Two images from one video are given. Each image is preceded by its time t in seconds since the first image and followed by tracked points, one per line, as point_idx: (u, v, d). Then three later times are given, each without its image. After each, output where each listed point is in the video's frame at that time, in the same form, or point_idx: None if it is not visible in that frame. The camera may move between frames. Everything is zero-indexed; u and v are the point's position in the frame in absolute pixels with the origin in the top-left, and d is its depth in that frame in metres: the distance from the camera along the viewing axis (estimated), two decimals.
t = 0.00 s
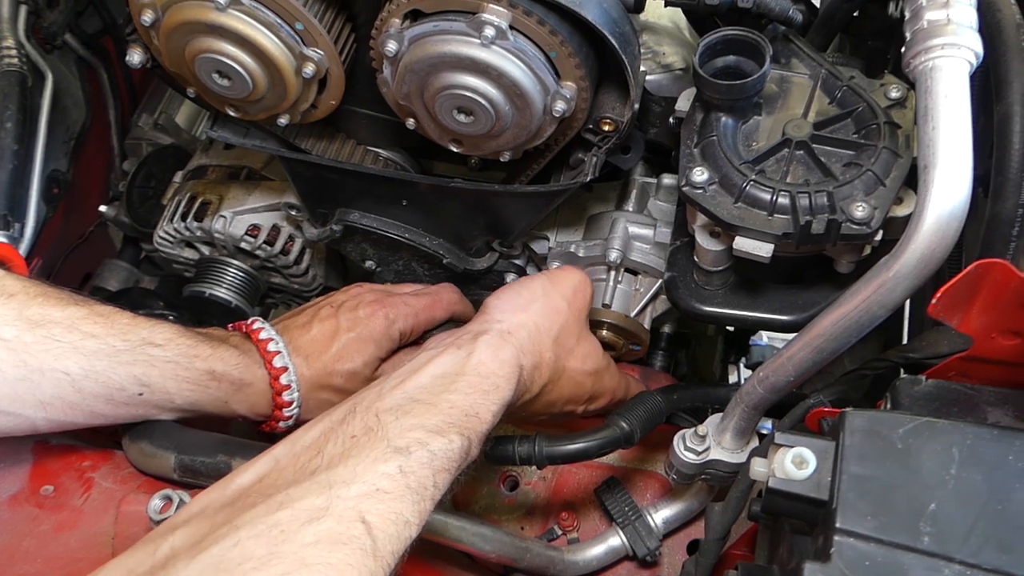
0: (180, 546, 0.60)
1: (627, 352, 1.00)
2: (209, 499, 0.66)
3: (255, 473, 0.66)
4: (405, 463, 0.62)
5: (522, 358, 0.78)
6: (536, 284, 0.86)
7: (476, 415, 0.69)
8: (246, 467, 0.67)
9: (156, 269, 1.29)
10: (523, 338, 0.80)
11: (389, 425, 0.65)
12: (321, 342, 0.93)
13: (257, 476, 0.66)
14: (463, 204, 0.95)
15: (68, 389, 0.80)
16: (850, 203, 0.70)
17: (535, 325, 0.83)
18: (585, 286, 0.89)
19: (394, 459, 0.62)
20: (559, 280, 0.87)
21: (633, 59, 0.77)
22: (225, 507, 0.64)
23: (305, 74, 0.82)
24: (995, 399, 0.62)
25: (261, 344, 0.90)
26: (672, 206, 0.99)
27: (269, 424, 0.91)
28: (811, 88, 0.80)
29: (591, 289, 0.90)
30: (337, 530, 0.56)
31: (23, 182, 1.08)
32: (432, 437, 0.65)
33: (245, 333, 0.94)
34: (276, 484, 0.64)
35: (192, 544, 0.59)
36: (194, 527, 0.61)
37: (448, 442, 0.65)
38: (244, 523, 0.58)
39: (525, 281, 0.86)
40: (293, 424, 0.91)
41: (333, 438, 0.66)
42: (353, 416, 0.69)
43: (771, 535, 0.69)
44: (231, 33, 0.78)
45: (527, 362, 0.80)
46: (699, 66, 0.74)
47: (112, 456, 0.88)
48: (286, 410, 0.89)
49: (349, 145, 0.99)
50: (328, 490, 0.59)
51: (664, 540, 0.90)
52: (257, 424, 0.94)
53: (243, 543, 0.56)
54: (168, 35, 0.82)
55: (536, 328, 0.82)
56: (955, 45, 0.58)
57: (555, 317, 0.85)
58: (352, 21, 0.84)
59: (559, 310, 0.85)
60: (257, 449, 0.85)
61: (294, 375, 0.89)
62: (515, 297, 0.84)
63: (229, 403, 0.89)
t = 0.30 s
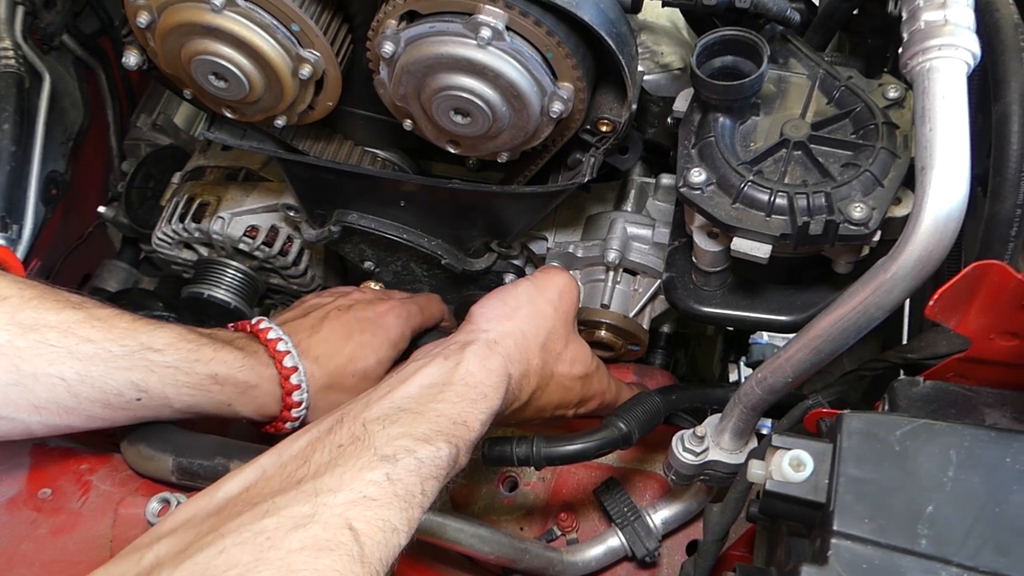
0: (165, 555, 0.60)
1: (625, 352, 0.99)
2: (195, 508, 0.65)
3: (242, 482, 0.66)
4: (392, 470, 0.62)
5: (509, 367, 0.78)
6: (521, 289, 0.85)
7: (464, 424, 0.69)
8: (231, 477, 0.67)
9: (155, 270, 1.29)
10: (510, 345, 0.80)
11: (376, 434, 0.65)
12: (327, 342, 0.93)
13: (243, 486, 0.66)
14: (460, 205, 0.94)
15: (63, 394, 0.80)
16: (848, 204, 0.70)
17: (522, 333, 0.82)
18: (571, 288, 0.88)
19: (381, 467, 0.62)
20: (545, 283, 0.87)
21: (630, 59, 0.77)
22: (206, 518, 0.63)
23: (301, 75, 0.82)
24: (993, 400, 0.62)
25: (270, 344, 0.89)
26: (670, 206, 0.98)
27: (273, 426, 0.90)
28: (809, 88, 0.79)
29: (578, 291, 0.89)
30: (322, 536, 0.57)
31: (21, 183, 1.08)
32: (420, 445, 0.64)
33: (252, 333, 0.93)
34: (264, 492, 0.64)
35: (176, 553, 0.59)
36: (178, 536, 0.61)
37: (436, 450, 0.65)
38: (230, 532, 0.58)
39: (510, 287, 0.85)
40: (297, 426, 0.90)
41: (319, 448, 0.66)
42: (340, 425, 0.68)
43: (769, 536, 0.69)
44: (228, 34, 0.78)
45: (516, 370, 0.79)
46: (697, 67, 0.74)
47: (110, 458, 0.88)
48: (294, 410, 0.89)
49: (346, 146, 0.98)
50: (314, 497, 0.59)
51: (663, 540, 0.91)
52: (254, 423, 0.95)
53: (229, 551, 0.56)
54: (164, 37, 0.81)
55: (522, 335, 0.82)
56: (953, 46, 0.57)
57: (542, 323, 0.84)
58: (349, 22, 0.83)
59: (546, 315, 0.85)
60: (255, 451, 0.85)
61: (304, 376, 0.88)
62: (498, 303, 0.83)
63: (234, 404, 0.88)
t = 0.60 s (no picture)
0: (171, 558, 0.60)
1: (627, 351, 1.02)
2: (201, 511, 0.66)
3: (246, 487, 0.65)
4: (394, 474, 0.61)
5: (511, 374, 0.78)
6: (518, 294, 0.85)
7: (466, 429, 0.69)
8: (234, 484, 0.67)
9: (156, 267, 1.29)
10: (512, 351, 0.80)
11: (378, 438, 0.65)
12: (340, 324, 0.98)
13: (247, 492, 0.66)
14: (460, 203, 0.95)
15: (95, 356, 0.79)
16: (844, 201, 0.71)
17: (521, 339, 0.82)
18: (568, 292, 0.89)
19: (384, 471, 0.62)
20: (543, 287, 0.87)
21: (629, 58, 0.78)
22: (209, 522, 0.63)
23: (303, 75, 0.83)
24: (988, 395, 0.63)
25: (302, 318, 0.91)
26: (670, 203, 0.99)
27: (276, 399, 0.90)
28: (806, 85, 0.80)
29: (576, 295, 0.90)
30: (326, 538, 0.56)
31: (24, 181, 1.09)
32: (421, 450, 0.64)
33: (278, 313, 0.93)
34: (268, 497, 0.63)
35: (181, 555, 0.59)
36: (183, 540, 0.61)
37: (437, 454, 0.65)
38: (235, 534, 0.58)
39: (508, 291, 0.85)
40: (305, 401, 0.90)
41: (321, 454, 0.66)
42: (342, 432, 0.68)
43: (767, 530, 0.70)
44: (229, 34, 0.79)
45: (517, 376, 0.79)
46: (694, 65, 0.75)
47: (114, 453, 0.89)
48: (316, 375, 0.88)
49: (347, 144, 0.99)
50: (318, 501, 0.59)
51: (663, 534, 0.91)
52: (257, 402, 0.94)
53: (234, 553, 0.56)
54: (166, 36, 0.82)
55: (522, 341, 0.82)
56: (947, 44, 0.58)
57: (541, 328, 0.84)
58: (349, 21, 0.84)
59: (544, 320, 0.85)
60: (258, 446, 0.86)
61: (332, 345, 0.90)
62: (497, 308, 0.83)
63: (261, 357, 0.86)
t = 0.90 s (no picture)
0: (202, 554, 0.61)
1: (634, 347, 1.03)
2: (231, 504, 0.67)
3: (278, 480, 0.67)
4: (425, 475, 0.63)
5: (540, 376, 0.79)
6: (575, 303, 0.84)
7: (499, 429, 0.71)
8: (265, 475, 0.69)
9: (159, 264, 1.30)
10: (545, 353, 0.80)
11: (410, 435, 0.67)
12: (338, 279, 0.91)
13: (279, 483, 0.68)
14: (461, 200, 0.96)
15: (46, 324, 0.79)
16: (844, 198, 0.71)
17: (558, 342, 0.82)
18: (629, 315, 0.86)
19: (415, 471, 0.63)
20: (599, 302, 0.85)
21: (630, 57, 0.79)
22: (243, 515, 0.65)
23: (306, 72, 0.83)
24: (986, 391, 0.64)
25: (278, 268, 0.87)
26: (671, 201, 0.99)
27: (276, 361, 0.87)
28: (806, 84, 0.80)
29: (637, 319, 0.86)
30: (359, 544, 0.57)
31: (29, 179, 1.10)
32: (454, 450, 0.66)
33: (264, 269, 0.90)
34: (297, 493, 0.65)
35: (212, 552, 0.60)
36: (214, 533, 0.63)
37: (468, 455, 0.66)
38: (266, 532, 0.59)
39: (561, 298, 0.84)
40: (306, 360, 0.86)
41: (353, 449, 0.68)
42: (372, 427, 0.70)
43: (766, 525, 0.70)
44: (234, 32, 0.80)
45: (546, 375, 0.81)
46: (695, 64, 0.75)
47: (118, 448, 0.90)
48: (305, 334, 0.85)
49: (350, 142, 1.00)
50: (348, 503, 0.61)
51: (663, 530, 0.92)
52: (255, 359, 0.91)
53: (265, 552, 0.57)
54: (172, 34, 0.83)
55: (560, 344, 0.82)
56: (945, 43, 0.59)
57: (584, 336, 0.83)
58: (353, 20, 0.85)
59: (590, 334, 0.84)
60: (261, 441, 0.86)
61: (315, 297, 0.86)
62: (545, 313, 0.83)
63: (239, 328, 0.84)
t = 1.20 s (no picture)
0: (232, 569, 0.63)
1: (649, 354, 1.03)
2: (260, 516, 0.68)
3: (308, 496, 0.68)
4: (455, 498, 0.63)
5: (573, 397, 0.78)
6: (607, 321, 0.82)
7: (531, 456, 0.70)
8: (295, 487, 0.69)
9: (161, 264, 1.30)
10: (575, 376, 0.79)
11: (441, 456, 0.67)
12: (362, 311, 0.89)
13: (308, 498, 0.68)
14: (463, 201, 0.96)
15: (69, 367, 0.76)
16: (842, 199, 0.72)
17: (590, 363, 0.80)
18: (662, 335, 0.83)
19: (445, 493, 0.63)
20: (634, 324, 0.82)
21: (630, 59, 0.79)
22: (271, 532, 0.65)
23: (309, 75, 0.84)
24: (982, 390, 0.64)
25: (320, 310, 0.82)
26: (671, 201, 0.99)
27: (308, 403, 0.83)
28: (805, 85, 0.81)
29: (669, 339, 0.84)
30: (387, 564, 0.58)
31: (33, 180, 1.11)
32: (484, 474, 0.66)
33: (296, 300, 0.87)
34: (329, 511, 0.65)
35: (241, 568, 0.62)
36: (243, 549, 0.64)
37: (498, 479, 0.66)
38: (297, 550, 0.60)
39: (594, 315, 0.82)
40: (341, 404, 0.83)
41: (384, 466, 0.68)
42: (404, 445, 0.70)
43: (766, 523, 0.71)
44: (238, 36, 0.80)
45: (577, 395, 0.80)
46: (694, 66, 0.76)
47: (124, 447, 0.91)
48: (343, 382, 0.80)
49: (353, 144, 1.01)
50: (380, 522, 0.61)
51: (663, 528, 0.93)
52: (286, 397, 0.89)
53: (296, 571, 0.59)
54: (176, 38, 0.83)
55: (592, 366, 0.80)
56: (941, 45, 0.59)
57: (613, 356, 0.82)
58: (356, 23, 0.85)
59: (621, 354, 0.82)
60: (264, 441, 0.87)
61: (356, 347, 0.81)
62: (578, 333, 0.80)
63: (268, 372, 0.79)
